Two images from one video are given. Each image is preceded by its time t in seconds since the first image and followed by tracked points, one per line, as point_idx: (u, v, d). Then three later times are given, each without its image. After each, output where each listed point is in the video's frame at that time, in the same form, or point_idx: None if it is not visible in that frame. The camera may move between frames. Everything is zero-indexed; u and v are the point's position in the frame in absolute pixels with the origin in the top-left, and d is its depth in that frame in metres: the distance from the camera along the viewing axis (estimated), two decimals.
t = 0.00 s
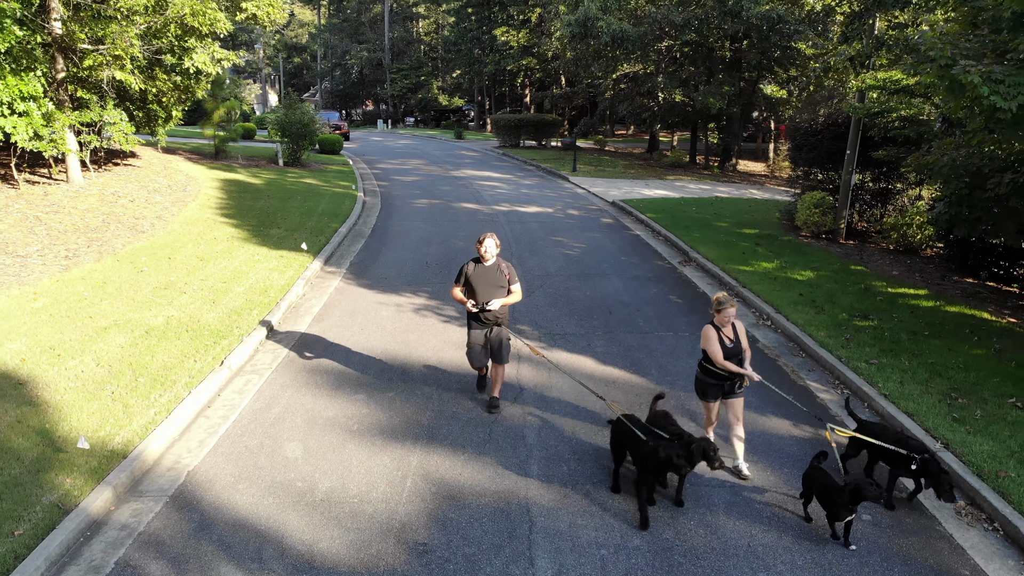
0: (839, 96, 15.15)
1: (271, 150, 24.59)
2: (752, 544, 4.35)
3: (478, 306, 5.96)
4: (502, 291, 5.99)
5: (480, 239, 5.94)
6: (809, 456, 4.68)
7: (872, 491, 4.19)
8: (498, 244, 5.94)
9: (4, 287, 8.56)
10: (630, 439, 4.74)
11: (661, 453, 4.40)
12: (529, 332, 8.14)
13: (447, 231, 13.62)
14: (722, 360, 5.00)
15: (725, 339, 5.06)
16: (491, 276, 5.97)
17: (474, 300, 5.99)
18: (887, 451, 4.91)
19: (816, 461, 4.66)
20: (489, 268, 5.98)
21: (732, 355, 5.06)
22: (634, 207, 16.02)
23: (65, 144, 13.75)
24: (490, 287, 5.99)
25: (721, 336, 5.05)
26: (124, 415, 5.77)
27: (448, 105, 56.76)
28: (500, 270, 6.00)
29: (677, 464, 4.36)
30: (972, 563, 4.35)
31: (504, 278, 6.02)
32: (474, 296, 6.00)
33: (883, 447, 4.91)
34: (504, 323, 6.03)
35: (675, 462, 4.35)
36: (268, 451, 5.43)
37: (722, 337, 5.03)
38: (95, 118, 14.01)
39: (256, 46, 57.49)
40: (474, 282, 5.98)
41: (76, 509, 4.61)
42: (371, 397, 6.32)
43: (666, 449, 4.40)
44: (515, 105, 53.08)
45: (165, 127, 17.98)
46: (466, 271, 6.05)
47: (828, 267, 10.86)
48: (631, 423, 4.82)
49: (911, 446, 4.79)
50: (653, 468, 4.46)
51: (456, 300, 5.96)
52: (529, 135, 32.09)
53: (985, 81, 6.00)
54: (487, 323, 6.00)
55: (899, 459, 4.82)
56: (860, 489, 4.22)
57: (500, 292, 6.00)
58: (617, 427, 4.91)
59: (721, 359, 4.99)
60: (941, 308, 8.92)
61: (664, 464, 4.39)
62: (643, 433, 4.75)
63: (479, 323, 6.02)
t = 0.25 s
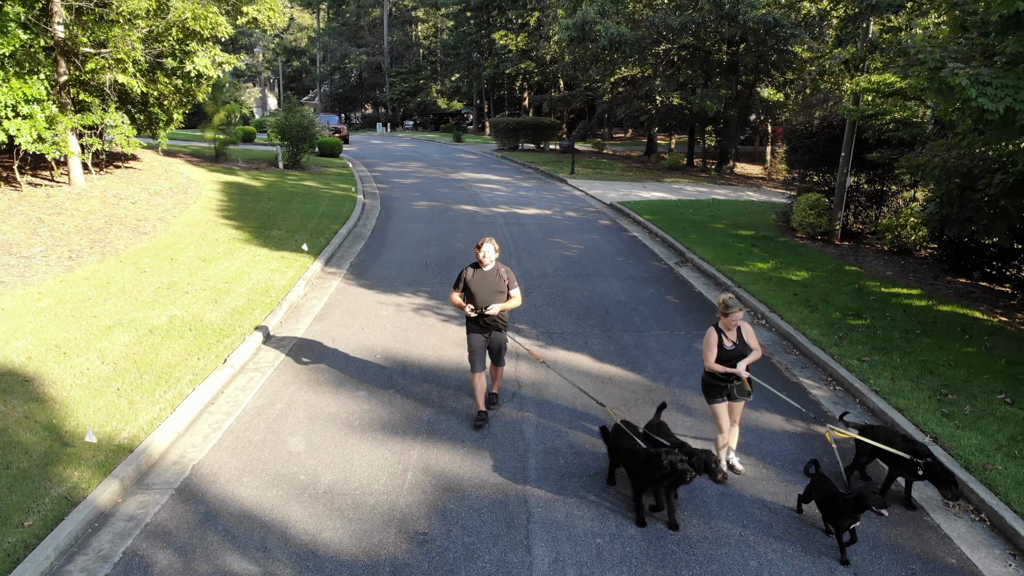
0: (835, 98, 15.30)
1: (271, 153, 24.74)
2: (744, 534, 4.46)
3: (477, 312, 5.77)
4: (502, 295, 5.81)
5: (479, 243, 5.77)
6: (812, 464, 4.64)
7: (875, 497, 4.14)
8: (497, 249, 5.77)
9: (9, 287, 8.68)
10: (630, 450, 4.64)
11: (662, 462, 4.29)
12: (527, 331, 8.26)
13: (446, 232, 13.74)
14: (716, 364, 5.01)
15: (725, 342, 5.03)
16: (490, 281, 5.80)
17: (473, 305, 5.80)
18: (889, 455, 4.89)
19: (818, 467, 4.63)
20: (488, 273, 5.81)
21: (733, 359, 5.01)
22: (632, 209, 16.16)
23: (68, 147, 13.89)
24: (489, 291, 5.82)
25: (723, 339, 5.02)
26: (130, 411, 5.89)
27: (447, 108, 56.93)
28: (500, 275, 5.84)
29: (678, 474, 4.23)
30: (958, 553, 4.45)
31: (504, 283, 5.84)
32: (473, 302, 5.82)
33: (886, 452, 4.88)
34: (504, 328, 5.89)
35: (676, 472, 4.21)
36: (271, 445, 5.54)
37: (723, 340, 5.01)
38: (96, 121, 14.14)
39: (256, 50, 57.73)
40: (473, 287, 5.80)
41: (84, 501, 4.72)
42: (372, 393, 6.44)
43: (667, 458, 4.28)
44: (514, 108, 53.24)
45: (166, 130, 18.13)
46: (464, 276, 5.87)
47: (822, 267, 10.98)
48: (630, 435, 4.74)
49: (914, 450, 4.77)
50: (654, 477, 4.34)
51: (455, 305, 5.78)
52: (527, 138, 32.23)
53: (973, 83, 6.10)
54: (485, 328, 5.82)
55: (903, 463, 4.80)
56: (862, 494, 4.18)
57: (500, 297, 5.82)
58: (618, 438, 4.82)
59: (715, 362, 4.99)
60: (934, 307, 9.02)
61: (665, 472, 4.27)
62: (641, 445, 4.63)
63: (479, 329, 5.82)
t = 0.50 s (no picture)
0: (829, 100, 15.46)
1: (271, 155, 24.89)
2: (734, 520, 4.61)
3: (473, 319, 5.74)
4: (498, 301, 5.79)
5: (472, 249, 5.70)
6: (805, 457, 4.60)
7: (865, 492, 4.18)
8: (491, 255, 5.71)
9: (14, 286, 8.82)
10: (632, 456, 4.57)
11: (668, 468, 4.24)
12: (524, 328, 8.41)
13: (445, 233, 13.88)
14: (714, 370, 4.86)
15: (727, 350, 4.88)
16: (485, 287, 5.75)
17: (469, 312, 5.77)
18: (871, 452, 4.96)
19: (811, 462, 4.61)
20: (483, 280, 5.76)
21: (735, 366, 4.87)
22: (628, 210, 16.31)
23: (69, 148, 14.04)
24: (484, 297, 5.77)
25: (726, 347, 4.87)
26: (136, 404, 6.02)
27: (445, 111, 57.06)
28: (494, 281, 5.80)
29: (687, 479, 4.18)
30: (942, 538, 4.58)
31: (499, 288, 5.81)
32: (468, 309, 5.79)
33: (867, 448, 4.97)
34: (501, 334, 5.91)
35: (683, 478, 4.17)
36: (274, 438, 5.67)
37: (725, 347, 4.86)
38: (97, 122, 14.29)
39: (254, 53, 57.90)
40: (468, 294, 5.77)
41: (93, 491, 4.85)
42: (373, 388, 6.59)
43: (672, 464, 4.24)
44: (512, 110, 53.41)
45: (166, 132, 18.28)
46: (458, 283, 5.83)
47: (815, 266, 11.13)
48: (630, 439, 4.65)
49: (893, 451, 4.84)
50: (661, 484, 4.28)
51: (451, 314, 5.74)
52: (525, 140, 32.40)
53: (959, 84, 6.23)
54: (481, 335, 5.79)
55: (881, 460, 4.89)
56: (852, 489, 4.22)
57: (495, 303, 5.80)
58: (616, 446, 4.74)
59: (714, 367, 4.86)
60: (925, 304, 9.14)
61: (674, 479, 4.22)
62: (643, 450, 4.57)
63: (475, 336, 5.78)
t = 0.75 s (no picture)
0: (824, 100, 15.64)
1: (271, 155, 25.06)
2: (722, 503, 4.79)
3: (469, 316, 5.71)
4: (495, 299, 5.79)
5: (467, 246, 5.63)
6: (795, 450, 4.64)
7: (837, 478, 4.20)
8: (487, 252, 5.66)
9: (21, 282, 9.00)
10: (627, 459, 4.39)
11: (664, 471, 4.07)
12: (521, 323, 8.58)
13: (443, 231, 14.05)
14: (711, 364, 4.86)
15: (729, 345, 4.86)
16: (481, 285, 5.74)
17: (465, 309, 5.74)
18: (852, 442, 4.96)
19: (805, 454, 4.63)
20: (479, 277, 5.73)
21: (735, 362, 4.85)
22: (625, 209, 16.49)
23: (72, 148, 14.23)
24: (480, 296, 5.77)
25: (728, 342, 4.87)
26: (144, 395, 6.19)
27: (443, 111, 57.23)
28: (491, 278, 5.76)
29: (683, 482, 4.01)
30: (922, 519, 4.73)
31: (495, 285, 5.79)
32: (464, 306, 5.76)
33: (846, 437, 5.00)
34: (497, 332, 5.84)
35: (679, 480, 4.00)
36: (278, 427, 5.84)
37: (725, 342, 4.86)
38: (100, 123, 14.47)
39: (253, 55, 58.11)
40: (463, 292, 5.76)
41: (104, 477, 5.01)
42: (374, 381, 6.77)
43: (668, 467, 4.06)
44: (511, 111, 53.58)
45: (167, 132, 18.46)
46: (455, 280, 5.80)
47: (808, 263, 11.31)
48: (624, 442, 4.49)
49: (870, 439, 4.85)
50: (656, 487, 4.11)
51: (448, 311, 5.72)
52: (523, 141, 32.58)
53: (944, 82, 6.34)
54: (478, 333, 5.71)
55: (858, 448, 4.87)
56: (825, 476, 4.25)
57: (491, 301, 5.79)
58: (612, 448, 4.56)
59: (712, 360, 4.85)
60: (915, 299, 9.28)
61: (669, 482, 4.05)
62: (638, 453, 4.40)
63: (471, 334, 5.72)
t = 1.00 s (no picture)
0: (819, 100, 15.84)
1: (272, 155, 25.29)
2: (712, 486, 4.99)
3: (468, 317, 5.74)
4: (494, 301, 5.80)
5: (468, 247, 5.67)
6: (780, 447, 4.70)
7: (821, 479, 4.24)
8: (487, 253, 5.68)
9: (30, 279, 9.20)
10: (623, 460, 4.42)
11: (658, 471, 4.09)
12: (520, 317, 8.78)
13: (443, 230, 14.25)
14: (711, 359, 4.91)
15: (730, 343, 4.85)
16: (481, 287, 5.77)
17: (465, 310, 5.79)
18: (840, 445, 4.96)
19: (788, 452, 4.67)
20: (479, 278, 5.77)
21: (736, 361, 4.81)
22: (623, 208, 16.71)
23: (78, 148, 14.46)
24: (480, 297, 5.80)
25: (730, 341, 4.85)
26: (154, 385, 6.39)
27: (443, 112, 57.51)
28: (490, 280, 5.79)
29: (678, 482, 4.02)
30: (905, 501, 4.91)
31: (495, 288, 5.81)
32: (464, 307, 5.80)
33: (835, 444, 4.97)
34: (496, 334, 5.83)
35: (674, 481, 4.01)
36: (285, 415, 6.03)
37: (732, 341, 4.84)
38: (104, 123, 14.68)
39: (254, 56, 58.42)
40: (463, 293, 5.79)
41: (117, 461, 5.20)
42: (377, 373, 6.98)
43: (662, 468, 4.07)
44: (510, 112, 53.77)
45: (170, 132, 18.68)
46: (455, 281, 5.84)
47: (802, 260, 11.53)
48: (621, 442, 4.54)
49: (857, 442, 4.85)
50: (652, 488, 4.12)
51: (447, 312, 5.77)
52: (523, 141, 32.81)
53: (929, 82, 6.51)
54: (478, 335, 5.73)
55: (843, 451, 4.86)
56: (810, 476, 4.28)
57: (490, 303, 5.81)
58: (608, 449, 4.59)
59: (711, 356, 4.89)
60: (905, 295, 9.49)
61: (664, 482, 4.06)
62: (635, 453, 4.43)
63: (470, 336, 5.76)
